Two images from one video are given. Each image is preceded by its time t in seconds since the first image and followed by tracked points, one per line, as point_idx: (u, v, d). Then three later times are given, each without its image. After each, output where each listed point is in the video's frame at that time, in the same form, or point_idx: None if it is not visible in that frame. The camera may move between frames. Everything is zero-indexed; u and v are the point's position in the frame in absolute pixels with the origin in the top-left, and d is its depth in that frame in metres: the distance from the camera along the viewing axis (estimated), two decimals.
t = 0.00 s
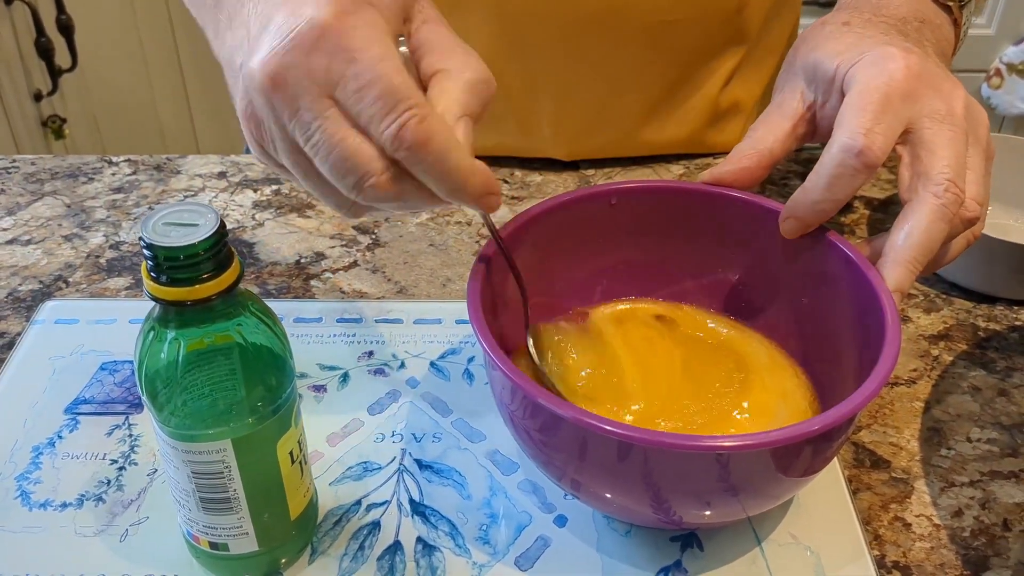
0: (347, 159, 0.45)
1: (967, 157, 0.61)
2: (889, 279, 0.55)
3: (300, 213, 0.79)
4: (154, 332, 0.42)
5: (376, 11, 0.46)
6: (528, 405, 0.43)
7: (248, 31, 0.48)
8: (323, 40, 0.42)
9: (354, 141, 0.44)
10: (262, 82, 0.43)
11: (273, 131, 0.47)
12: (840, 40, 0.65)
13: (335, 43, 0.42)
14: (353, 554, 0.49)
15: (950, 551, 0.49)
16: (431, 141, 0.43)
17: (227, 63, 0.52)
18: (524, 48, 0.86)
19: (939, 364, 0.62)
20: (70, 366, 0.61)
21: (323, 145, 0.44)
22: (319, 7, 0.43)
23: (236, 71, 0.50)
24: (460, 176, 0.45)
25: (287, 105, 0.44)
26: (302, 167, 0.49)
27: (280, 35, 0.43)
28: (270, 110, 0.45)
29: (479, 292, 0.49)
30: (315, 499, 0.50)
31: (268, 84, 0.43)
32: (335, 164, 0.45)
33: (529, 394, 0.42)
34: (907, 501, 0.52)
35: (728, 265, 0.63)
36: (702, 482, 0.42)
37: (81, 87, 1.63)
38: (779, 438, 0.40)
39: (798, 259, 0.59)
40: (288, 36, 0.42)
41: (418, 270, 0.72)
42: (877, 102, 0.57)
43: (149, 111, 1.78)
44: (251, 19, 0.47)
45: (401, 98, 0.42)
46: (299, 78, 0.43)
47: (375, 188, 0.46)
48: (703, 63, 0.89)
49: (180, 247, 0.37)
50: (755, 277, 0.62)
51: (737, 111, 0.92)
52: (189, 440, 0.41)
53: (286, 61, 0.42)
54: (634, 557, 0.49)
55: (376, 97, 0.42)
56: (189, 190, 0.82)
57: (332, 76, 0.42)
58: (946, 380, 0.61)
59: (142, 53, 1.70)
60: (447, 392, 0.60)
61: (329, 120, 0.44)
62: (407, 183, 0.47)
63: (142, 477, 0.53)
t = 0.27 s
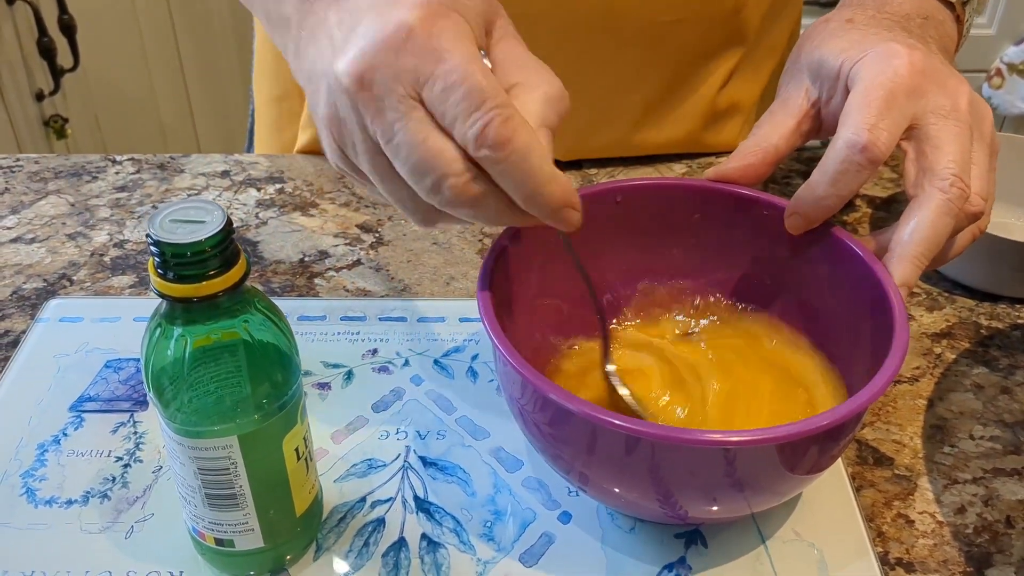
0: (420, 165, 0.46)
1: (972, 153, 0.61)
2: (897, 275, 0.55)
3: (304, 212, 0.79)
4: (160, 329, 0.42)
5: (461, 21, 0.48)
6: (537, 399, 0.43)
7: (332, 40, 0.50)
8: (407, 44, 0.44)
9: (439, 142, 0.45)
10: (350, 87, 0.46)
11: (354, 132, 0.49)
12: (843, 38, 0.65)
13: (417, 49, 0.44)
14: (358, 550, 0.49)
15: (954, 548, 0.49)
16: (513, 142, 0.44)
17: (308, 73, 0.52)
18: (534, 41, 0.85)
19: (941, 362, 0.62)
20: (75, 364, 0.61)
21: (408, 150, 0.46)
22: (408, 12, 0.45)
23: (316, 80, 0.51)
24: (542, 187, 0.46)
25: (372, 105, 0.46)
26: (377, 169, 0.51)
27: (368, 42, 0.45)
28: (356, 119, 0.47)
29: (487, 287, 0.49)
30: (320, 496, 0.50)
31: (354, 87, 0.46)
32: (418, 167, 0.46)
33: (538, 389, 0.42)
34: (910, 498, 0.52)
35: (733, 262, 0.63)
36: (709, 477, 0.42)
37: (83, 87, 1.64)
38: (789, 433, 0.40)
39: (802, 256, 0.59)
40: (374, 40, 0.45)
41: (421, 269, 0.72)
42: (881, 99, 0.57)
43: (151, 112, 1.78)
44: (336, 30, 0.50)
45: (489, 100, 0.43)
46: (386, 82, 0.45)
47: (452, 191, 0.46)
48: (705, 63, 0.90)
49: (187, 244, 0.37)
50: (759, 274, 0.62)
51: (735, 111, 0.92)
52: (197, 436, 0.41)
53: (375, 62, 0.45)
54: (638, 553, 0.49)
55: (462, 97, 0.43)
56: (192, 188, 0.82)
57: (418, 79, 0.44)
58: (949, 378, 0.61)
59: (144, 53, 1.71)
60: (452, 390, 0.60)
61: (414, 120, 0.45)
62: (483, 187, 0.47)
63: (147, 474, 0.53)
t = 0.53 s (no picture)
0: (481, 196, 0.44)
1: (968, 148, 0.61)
2: (891, 270, 0.55)
3: (303, 210, 0.79)
4: (159, 327, 0.42)
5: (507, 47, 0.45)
6: (535, 396, 0.43)
7: (374, 71, 0.47)
8: (460, 74, 0.42)
9: (492, 173, 0.44)
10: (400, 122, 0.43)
11: (404, 165, 0.47)
12: (839, 34, 0.65)
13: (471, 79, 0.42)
14: (357, 548, 0.49)
15: (951, 545, 0.49)
16: (565, 168, 0.43)
17: (347, 103, 0.50)
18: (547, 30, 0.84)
19: (939, 360, 0.63)
20: (74, 362, 0.61)
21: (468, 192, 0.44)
22: (454, 42, 0.43)
23: (359, 117, 0.49)
24: (592, 206, 0.45)
25: (425, 139, 0.43)
26: (428, 202, 0.48)
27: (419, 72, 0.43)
28: (410, 157, 0.45)
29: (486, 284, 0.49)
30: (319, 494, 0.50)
31: (405, 121, 0.43)
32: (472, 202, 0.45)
33: (537, 385, 0.42)
34: (907, 496, 0.52)
35: (732, 259, 0.63)
36: (707, 473, 0.42)
37: (83, 87, 1.64)
38: (787, 428, 0.40)
39: (800, 253, 0.59)
40: (425, 70, 0.43)
41: (420, 267, 0.72)
42: (876, 95, 0.57)
43: (150, 112, 1.78)
44: (376, 59, 0.47)
45: (540, 130, 0.42)
46: (441, 117, 0.42)
47: (507, 220, 0.46)
48: (701, 62, 0.90)
49: (185, 241, 0.37)
50: (757, 271, 0.63)
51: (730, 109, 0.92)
52: (196, 433, 0.41)
53: (431, 97, 0.42)
54: (636, 550, 0.49)
55: (515, 128, 0.42)
56: (191, 187, 0.82)
57: (471, 113, 0.42)
58: (946, 376, 0.61)
59: (143, 52, 1.71)
60: (450, 388, 0.60)
61: (469, 157, 0.43)
62: (536, 213, 0.46)
63: (146, 472, 0.54)
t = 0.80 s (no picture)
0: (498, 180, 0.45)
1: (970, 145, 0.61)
2: (893, 267, 0.55)
3: (303, 210, 0.79)
4: (159, 326, 0.42)
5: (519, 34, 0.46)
6: (538, 394, 0.43)
7: (384, 60, 0.47)
8: (477, 58, 0.42)
9: (509, 161, 0.44)
10: (417, 108, 0.44)
11: (421, 154, 0.47)
12: (839, 32, 0.65)
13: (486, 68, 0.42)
14: (357, 547, 0.49)
15: (951, 545, 0.49)
16: (578, 154, 0.43)
17: (357, 95, 0.51)
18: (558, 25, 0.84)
19: (939, 360, 0.63)
20: (75, 362, 0.61)
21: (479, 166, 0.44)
22: (468, 29, 0.43)
23: (368, 103, 0.49)
24: (604, 193, 0.45)
25: (441, 126, 0.44)
26: (443, 190, 0.49)
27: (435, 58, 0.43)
28: (422, 138, 0.45)
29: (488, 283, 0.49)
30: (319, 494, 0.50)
31: (421, 107, 0.43)
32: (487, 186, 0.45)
33: (540, 383, 0.42)
34: (907, 495, 0.52)
35: (733, 259, 0.63)
36: (708, 472, 0.42)
37: (83, 87, 1.64)
38: (788, 427, 0.40)
39: (800, 252, 0.59)
40: (437, 57, 0.43)
41: (420, 267, 0.72)
42: (877, 93, 0.57)
43: (151, 112, 1.78)
44: (387, 49, 0.47)
45: (556, 113, 0.42)
46: (455, 98, 0.43)
47: (524, 205, 0.46)
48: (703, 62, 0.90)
49: (186, 241, 0.37)
50: (757, 269, 0.63)
51: (733, 109, 0.92)
52: (197, 431, 0.41)
53: (444, 81, 0.43)
54: (637, 549, 0.50)
55: (532, 111, 0.42)
56: (192, 187, 0.82)
57: (489, 95, 0.43)
58: (946, 375, 0.61)
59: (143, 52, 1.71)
60: (450, 387, 0.60)
61: (482, 140, 0.44)
62: (552, 198, 0.46)
63: (146, 472, 0.54)
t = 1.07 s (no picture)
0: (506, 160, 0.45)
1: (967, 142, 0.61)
2: (891, 265, 0.56)
3: (302, 209, 0.80)
4: (158, 325, 0.42)
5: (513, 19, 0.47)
6: (536, 392, 0.43)
7: (381, 47, 0.48)
8: (475, 40, 0.43)
9: (509, 144, 0.44)
10: (417, 93, 0.44)
11: (420, 137, 0.47)
12: (835, 30, 0.65)
13: (485, 54, 0.43)
14: (356, 545, 0.49)
15: (948, 542, 0.49)
16: (575, 137, 0.44)
17: (353, 83, 0.51)
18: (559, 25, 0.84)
19: (936, 358, 0.63)
20: (74, 361, 0.61)
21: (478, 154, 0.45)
22: (465, 15, 0.44)
23: (368, 92, 0.50)
24: (602, 174, 0.46)
25: (441, 111, 0.44)
26: (442, 173, 0.49)
27: (429, 47, 0.44)
28: (421, 121, 0.46)
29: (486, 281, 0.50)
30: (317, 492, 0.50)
31: (420, 93, 0.44)
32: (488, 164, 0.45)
33: (538, 381, 0.43)
34: (904, 493, 0.52)
35: (732, 258, 0.63)
36: (705, 470, 0.42)
37: (83, 87, 1.64)
38: (785, 425, 0.40)
39: (797, 250, 0.59)
40: (436, 43, 0.44)
41: (419, 266, 0.73)
42: (872, 91, 0.57)
43: (151, 112, 1.79)
44: (383, 38, 0.48)
45: (552, 98, 0.43)
46: (454, 85, 0.44)
47: (522, 188, 0.46)
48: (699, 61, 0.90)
49: (184, 239, 0.37)
50: (755, 267, 0.63)
51: (732, 108, 0.92)
52: (195, 430, 0.41)
53: (443, 67, 0.43)
54: (634, 547, 0.50)
55: (529, 94, 0.43)
56: (191, 186, 0.83)
57: (486, 77, 0.43)
58: (943, 374, 0.61)
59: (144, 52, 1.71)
60: (449, 386, 0.60)
61: (480, 122, 0.44)
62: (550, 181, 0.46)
63: (145, 470, 0.54)
